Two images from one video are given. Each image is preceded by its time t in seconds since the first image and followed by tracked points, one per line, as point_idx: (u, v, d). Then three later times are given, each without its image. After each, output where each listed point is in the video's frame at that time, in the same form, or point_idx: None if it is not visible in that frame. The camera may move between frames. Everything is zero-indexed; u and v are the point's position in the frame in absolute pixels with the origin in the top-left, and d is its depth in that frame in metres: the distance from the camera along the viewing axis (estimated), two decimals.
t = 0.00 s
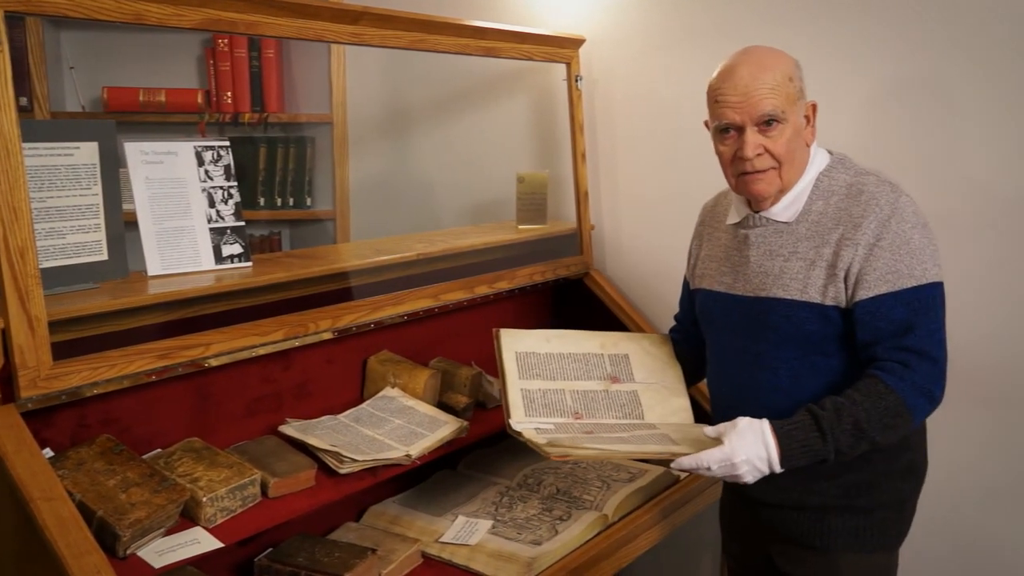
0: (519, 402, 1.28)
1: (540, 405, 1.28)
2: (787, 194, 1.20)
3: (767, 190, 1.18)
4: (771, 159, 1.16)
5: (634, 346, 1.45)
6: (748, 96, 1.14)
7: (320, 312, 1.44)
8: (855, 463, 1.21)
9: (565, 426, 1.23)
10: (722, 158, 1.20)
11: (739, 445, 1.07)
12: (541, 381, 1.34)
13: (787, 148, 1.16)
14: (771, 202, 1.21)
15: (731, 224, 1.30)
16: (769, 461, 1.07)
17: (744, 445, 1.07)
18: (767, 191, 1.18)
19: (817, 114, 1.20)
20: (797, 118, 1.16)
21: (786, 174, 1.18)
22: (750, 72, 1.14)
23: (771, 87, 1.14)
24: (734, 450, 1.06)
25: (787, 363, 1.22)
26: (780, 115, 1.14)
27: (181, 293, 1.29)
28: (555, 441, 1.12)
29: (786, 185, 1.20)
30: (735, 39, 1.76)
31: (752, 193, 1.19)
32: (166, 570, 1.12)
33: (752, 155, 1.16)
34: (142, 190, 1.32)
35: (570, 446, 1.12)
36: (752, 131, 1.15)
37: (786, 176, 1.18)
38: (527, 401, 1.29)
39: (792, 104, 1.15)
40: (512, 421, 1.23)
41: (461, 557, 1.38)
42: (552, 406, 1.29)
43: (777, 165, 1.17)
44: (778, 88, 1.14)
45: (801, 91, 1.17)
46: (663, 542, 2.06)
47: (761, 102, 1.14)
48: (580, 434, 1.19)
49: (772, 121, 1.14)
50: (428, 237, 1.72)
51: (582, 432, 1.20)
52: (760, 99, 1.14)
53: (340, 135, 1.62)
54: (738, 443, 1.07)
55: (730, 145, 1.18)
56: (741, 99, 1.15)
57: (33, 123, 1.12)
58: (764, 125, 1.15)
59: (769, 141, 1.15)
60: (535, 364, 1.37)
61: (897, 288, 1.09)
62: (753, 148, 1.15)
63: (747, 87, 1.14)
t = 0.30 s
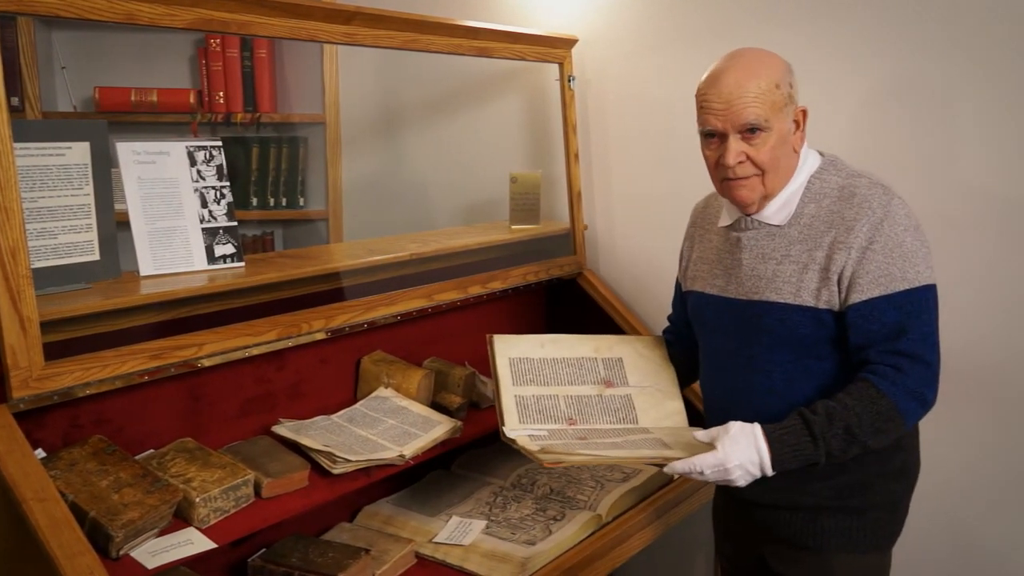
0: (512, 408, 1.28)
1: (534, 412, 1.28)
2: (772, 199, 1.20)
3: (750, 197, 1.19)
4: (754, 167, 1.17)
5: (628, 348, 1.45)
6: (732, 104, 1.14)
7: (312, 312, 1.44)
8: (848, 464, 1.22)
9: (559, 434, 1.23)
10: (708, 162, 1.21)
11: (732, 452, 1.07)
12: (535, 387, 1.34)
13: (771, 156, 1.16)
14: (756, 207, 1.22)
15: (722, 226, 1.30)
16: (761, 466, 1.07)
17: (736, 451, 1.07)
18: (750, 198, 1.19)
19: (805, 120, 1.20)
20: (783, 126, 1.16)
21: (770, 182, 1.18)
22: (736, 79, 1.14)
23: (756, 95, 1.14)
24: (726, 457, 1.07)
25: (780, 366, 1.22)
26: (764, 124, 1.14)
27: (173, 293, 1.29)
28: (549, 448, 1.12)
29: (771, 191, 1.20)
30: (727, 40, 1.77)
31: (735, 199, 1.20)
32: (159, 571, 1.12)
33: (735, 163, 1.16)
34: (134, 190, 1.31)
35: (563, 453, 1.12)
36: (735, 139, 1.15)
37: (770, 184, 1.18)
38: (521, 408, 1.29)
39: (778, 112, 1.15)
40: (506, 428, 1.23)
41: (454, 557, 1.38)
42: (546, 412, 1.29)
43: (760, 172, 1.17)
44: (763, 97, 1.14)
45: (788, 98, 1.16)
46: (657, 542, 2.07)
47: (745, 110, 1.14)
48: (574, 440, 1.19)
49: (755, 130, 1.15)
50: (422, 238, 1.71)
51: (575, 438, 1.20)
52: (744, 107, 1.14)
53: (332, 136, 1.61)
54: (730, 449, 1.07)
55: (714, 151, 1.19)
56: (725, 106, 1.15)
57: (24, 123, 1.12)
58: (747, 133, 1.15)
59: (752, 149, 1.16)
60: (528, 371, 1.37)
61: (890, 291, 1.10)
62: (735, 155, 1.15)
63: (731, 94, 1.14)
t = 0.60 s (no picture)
0: (508, 409, 1.28)
1: (529, 411, 1.29)
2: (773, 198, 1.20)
3: (752, 195, 1.19)
4: (755, 164, 1.17)
5: (626, 348, 1.46)
6: (732, 102, 1.14)
7: (311, 312, 1.45)
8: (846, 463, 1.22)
9: (554, 432, 1.23)
10: (707, 162, 1.21)
11: (723, 448, 1.08)
12: (532, 387, 1.35)
13: (772, 153, 1.16)
14: (757, 205, 1.21)
15: (719, 226, 1.31)
16: (753, 463, 1.08)
17: (728, 448, 1.08)
18: (752, 196, 1.19)
19: (803, 117, 1.20)
20: (782, 123, 1.16)
21: (771, 179, 1.18)
22: (734, 77, 1.15)
23: (755, 92, 1.14)
24: (717, 453, 1.07)
25: (778, 366, 1.22)
26: (764, 121, 1.15)
27: (172, 293, 1.29)
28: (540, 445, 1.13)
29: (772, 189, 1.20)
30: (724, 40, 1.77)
31: (737, 197, 1.20)
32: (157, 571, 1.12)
33: (736, 161, 1.16)
34: (133, 190, 1.31)
35: (555, 448, 1.14)
36: (736, 137, 1.15)
37: (771, 181, 1.18)
38: (517, 408, 1.29)
39: (777, 109, 1.15)
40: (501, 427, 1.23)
41: (453, 557, 1.38)
42: (542, 412, 1.29)
43: (762, 170, 1.17)
44: (763, 94, 1.14)
45: (786, 95, 1.17)
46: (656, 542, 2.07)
47: (745, 107, 1.14)
48: (567, 439, 1.20)
49: (756, 127, 1.15)
50: (422, 237, 1.71)
51: (570, 436, 1.21)
52: (744, 105, 1.14)
53: (332, 137, 1.58)
54: (722, 445, 1.08)
55: (715, 151, 1.19)
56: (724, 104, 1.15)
57: (22, 122, 1.12)
58: (747, 131, 1.15)
59: (752, 146, 1.16)
60: (526, 370, 1.37)
61: (885, 290, 1.10)
62: (737, 154, 1.16)
63: (731, 92, 1.14)
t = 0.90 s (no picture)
0: (504, 406, 1.28)
1: (525, 409, 1.29)
2: (773, 196, 1.20)
3: (752, 191, 1.19)
4: (755, 160, 1.16)
5: (625, 348, 1.46)
6: (733, 96, 1.14)
7: (311, 313, 1.45)
8: (846, 464, 1.22)
9: (549, 430, 1.23)
10: (708, 158, 1.21)
11: (712, 446, 1.08)
12: (529, 385, 1.35)
13: (772, 148, 1.16)
14: (756, 204, 1.21)
15: (720, 227, 1.31)
16: (742, 460, 1.08)
17: (717, 445, 1.09)
18: (752, 192, 1.19)
19: (804, 117, 1.20)
20: (783, 120, 1.16)
21: (771, 176, 1.18)
22: (736, 72, 1.15)
23: (757, 87, 1.14)
24: (706, 451, 1.08)
25: (779, 367, 1.22)
26: (765, 116, 1.15)
27: (172, 293, 1.29)
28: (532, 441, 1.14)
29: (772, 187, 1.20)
30: (725, 40, 1.77)
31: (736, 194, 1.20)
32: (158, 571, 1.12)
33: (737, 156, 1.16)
34: (133, 190, 1.31)
35: (547, 445, 1.14)
36: (736, 132, 1.15)
37: (771, 178, 1.18)
38: (513, 405, 1.29)
39: (779, 106, 1.16)
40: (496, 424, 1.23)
41: (454, 557, 1.38)
42: (539, 410, 1.29)
43: (762, 166, 1.17)
44: (764, 89, 1.14)
45: (788, 92, 1.17)
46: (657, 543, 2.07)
47: (746, 102, 1.14)
48: (561, 437, 1.20)
49: (756, 122, 1.15)
50: (422, 237, 1.71)
51: (565, 434, 1.21)
52: (745, 99, 1.14)
53: (332, 138, 1.58)
54: (711, 443, 1.09)
55: (715, 146, 1.19)
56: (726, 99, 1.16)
57: (22, 122, 1.12)
58: (748, 126, 1.15)
59: (753, 142, 1.16)
60: (523, 367, 1.38)
61: (883, 291, 1.10)
62: (737, 148, 1.15)
63: (732, 86, 1.14)
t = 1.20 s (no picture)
0: (501, 402, 1.29)
1: (523, 405, 1.29)
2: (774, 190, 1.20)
3: (755, 182, 1.19)
4: (759, 150, 1.17)
5: (625, 347, 1.46)
6: (740, 85, 1.15)
7: (312, 313, 1.45)
8: (846, 464, 1.22)
9: (546, 426, 1.24)
10: (711, 148, 1.21)
11: (706, 436, 1.09)
12: (527, 380, 1.35)
13: (776, 141, 1.17)
14: (758, 196, 1.21)
15: (721, 225, 1.31)
16: (737, 449, 1.09)
17: (711, 436, 1.09)
18: (755, 184, 1.19)
19: (808, 113, 1.21)
20: (788, 113, 1.17)
21: (774, 168, 1.18)
22: (744, 62, 1.16)
23: (764, 78, 1.15)
24: (700, 441, 1.09)
25: (780, 366, 1.22)
26: (770, 107, 1.15)
27: (172, 293, 1.29)
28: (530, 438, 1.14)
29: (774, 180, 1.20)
30: (725, 40, 1.77)
31: (738, 184, 1.20)
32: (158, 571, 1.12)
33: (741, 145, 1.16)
34: (133, 190, 1.32)
35: (546, 441, 1.14)
36: (742, 121, 1.16)
37: (774, 170, 1.18)
38: (511, 401, 1.30)
39: (785, 98, 1.16)
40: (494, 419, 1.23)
41: (453, 557, 1.38)
42: (536, 406, 1.30)
43: (765, 157, 1.17)
44: (771, 80, 1.15)
45: (794, 87, 1.18)
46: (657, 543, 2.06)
47: (752, 92, 1.14)
48: (558, 433, 1.20)
49: (762, 113, 1.15)
50: (422, 237, 1.71)
51: (562, 431, 1.22)
52: (751, 89, 1.14)
53: (332, 138, 1.58)
54: (705, 434, 1.09)
55: (719, 135, 1.19)
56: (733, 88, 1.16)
57: (23, 123, 1.12)
58: (753, 116, 1.15)
59: (757, 132, 1.16)
60: (521, 363, 1.37)
61: (883, 288, 1.10)
62: (741, 138, 1.16)
63: (740, 76, 1.15)
